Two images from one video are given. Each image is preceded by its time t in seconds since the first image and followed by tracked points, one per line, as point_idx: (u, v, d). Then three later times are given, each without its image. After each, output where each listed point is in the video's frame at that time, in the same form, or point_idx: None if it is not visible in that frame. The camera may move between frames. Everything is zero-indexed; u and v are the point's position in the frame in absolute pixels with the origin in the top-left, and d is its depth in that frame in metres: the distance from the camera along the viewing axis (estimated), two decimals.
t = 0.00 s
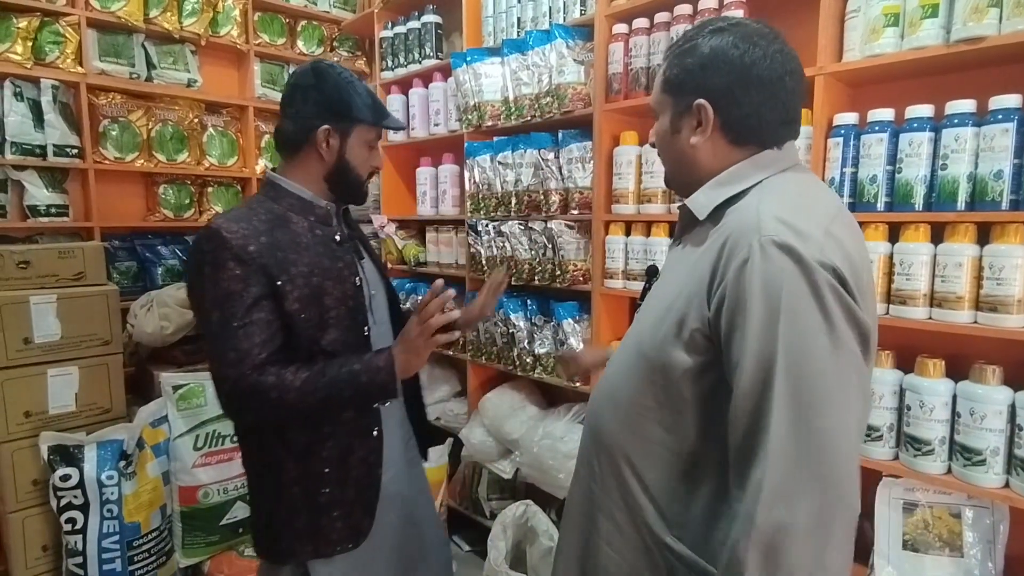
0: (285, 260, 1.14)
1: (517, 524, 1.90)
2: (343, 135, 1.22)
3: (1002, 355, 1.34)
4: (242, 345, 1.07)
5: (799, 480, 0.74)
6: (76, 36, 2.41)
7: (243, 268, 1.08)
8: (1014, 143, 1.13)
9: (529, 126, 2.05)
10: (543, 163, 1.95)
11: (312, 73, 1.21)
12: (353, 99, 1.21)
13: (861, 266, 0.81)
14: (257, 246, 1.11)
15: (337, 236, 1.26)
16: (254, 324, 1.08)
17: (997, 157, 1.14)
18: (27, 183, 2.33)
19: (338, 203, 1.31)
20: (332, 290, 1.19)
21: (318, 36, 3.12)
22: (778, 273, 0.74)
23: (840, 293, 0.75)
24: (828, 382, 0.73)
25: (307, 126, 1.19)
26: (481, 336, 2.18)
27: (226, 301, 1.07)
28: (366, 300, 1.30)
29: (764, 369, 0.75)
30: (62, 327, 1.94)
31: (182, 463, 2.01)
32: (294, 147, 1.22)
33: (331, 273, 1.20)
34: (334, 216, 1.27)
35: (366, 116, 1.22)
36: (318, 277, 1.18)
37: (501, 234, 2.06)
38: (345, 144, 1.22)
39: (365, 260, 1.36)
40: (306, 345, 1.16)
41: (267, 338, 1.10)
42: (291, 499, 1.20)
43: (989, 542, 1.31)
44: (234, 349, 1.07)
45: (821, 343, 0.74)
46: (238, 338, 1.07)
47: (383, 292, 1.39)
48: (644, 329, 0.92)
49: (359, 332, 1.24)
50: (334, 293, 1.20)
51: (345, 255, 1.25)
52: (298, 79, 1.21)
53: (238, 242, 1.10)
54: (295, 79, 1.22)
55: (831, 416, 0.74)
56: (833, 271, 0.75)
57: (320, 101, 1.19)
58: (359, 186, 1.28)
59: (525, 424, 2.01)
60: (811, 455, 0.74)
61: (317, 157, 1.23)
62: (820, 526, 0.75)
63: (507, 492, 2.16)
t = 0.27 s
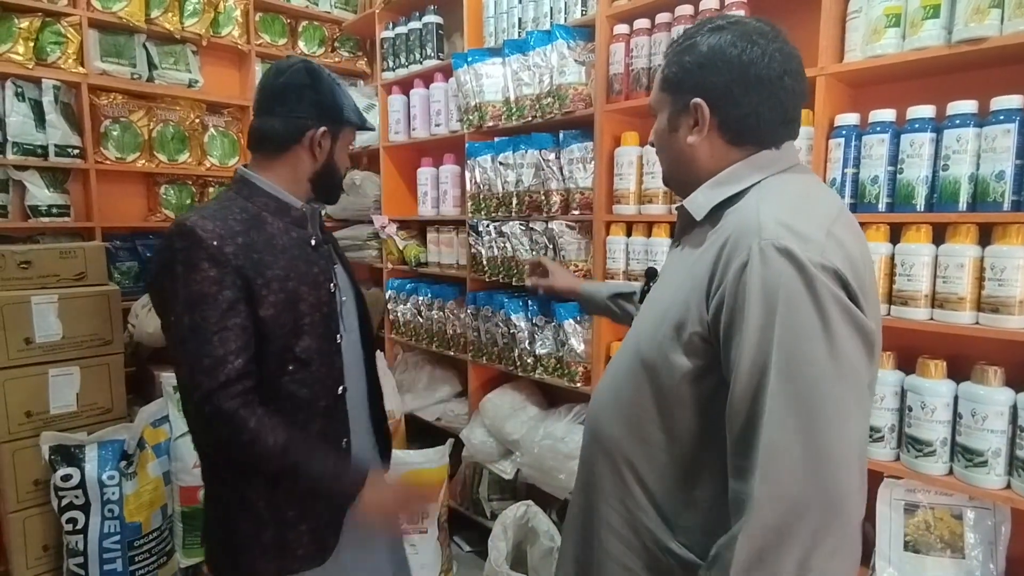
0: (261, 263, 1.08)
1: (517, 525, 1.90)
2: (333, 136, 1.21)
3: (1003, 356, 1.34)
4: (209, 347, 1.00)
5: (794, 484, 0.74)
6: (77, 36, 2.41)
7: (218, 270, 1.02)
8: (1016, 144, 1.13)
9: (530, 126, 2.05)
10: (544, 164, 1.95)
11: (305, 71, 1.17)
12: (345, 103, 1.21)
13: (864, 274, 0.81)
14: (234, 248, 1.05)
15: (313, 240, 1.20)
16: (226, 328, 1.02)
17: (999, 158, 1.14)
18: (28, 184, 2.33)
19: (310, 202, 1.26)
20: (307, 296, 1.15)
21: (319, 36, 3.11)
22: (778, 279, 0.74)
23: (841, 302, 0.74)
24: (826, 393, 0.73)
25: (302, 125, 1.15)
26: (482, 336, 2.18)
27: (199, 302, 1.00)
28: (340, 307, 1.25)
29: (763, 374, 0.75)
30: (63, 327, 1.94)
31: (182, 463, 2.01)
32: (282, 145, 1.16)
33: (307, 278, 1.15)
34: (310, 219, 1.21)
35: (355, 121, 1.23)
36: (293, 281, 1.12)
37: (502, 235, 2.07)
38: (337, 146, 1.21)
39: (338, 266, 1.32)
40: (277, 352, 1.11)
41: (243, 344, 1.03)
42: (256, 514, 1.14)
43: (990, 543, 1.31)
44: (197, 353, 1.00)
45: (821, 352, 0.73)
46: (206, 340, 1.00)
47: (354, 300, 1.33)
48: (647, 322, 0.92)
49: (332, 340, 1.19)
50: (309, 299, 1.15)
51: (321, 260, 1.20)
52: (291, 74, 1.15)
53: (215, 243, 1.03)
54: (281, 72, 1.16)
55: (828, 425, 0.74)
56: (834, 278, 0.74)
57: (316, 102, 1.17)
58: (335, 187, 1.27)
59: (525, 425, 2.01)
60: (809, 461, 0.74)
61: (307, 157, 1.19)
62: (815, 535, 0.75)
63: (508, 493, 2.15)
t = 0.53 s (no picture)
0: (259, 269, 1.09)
1: (517, 526, 1.89)
2: (321, 132, 1.24)
3: (1003, 358, 1.34)
4: (190, 356, 1.00)
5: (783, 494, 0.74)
6: (78, 36, 2.42)
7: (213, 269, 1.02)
8: (1017, 145, 1.13)
9: (531, 127, 2.05)
10: (545, 164, 1.95)
11: (293, 68, 1.20)
12: (331, 99, 1.25)
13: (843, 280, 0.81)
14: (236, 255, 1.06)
15: (304, 243, 1.23)
16: (216, 333, 1.03)
17: (1000, 159, 1.14)
18: (29, 184, 2.33)
19: (296, 199, 1.27)
20: (303, 300, 1.16)
21: (320, 37, 3.11)
22: (760, 289, 0.74)
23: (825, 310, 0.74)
24: (813, 400, 0.73)
25: (295, 122, 1.18)
26: (483, 336, 2.19)
27: (188, 306, 1.00)
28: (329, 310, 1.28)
29: (749, 386, 0.75)
30: (64, 327, 1.94)
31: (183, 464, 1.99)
32: (274, 142, 1.18)
33: (303, 283, 1.17)
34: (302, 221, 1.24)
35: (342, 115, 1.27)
36: (290, 285, 1.14)
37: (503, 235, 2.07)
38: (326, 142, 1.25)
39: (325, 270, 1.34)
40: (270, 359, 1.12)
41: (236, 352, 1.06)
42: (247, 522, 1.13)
43: (991, 545, 1.31)
44: (176, 361, 0.99)
45: (806, 361, 0.73)
46: (189, 348, 1.00)
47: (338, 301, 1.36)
48: (627, 336, 0.92)
49: (325, 345, 1.22)
50: (305, 303, 1.17)
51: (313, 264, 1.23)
52: (280, 72, 1.18)
53: (218, 246, 1.04)
54: (270, 70, 1.17)
55: (817, 432, 0.74)
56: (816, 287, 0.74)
57: (306, 99, 1.19)
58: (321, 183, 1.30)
59: (525, 425, 2.01)
60: (799, 471, 0.74)
61: (298, 154, 1.21)
62: (813, 542, 0.75)
63: (509, 494, 2.15)
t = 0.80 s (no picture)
0: (245, 272, 1.08)
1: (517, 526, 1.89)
2: (306, 127, 1.21)
3: (1005, 357, 1.34)
4: (183, 363, 1.00)
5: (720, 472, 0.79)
6: (79, 36, 2.41)
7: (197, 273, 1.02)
8: (1019, 144, 1.12)
9: (531, 126, 2.05)
10: (545, 164, 1.94)
11: (275, 62, 1.17)
12: (313, 91, 1.22)
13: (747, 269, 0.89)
14: (221, 256, 1.05)
15: (290, 243, 1.21)
16: (208, 336, 1.03)
17: (1002, 158, 1.14)
18: (30, 184, 2.33)
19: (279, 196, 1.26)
20: (289, 302, 1.15)
21: (320, 36, 3.11)
22: (690, 283, 0.79)
23: (743, 295, 0.81)
24: (745, 380, 0.79)
25: (278, 118, 1.15)
26: (483, 336, 2.19)
27: (175, 311, 1.00)
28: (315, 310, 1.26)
29: (687, 377, 0.79)
30: (65, 327, 1.94)
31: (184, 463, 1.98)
32: (257, 139, 1.16)
33: (286, 284, 1.15)
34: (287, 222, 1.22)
35: (325, 107, 1.24)
36: (275, 286, 1.12)
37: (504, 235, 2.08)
38: (309, 135, 1.22)
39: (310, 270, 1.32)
40: (254, 364, 1.11)
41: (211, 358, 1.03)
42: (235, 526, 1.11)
43: (993, 545, 1.30)
44: (168, 369, 1.00)
45: (738, 345, 0.79)
46: (181, 355, 1.00)
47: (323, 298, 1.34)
48: (561, 347, 0.91)
49: (311, 346, 1.20)
50: (291, 305, 1.15)
51: (299, 264, 1.20)
52: (261, 66, 1.15)
53: (203, 248, 1.03)
54: (249, 65, 1.15)
55: (750, 411, 0.79)
56: (733, 276, 0.80)
57: (289, 94, 1.17)
58: (306, 178, 1.27)
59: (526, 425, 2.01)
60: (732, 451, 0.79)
61: (282, 150, 1.19)
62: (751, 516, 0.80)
63: (509, 494, 2.14)
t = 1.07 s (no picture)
0: (229, 268, 1.06)
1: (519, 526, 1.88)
2: (282, 120, 1.18)
3: (1006, 355, 1.34)
4: (188, 363, 0.97)
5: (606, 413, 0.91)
6: (79, 35, 2.41)
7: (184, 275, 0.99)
8: (1020, 142, 1.12)
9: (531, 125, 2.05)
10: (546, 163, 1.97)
11: (244, 57, 1.12)
12: (286, 83, 1.17)
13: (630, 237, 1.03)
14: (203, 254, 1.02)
15: (273, 240, 1.18)
16: (207, 333, 1.00)
17: (1003, 156, 1.13)
18: (30, 184, 2.33)
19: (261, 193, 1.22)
20: (272, 299, 1.12)
21: (320, 35, 3.11)
22: (567, 246, 0.94)
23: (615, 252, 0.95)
24: (618, 321, 0.91)
25: (252, 114, 1.12)
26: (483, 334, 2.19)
27: (169, 313, 0.96)
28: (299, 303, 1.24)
29: (575, 329, 0.92)
30: (65, 326, 1.94)
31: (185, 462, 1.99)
32: (233, 136, 1.12)
33: (269, 281, 1.12)
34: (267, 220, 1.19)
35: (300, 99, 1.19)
36: (258, 285, 1.10)
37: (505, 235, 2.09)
38: (286, 129, 1.18)
39: (293, 264, 1.31)
40: (244, 361, 1.08)
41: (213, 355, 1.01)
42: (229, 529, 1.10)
43: (994, 543, 1.30)
44: (171, 370, 0.96)
45: (611, 294, 0.92)
46: (185, 355, 0.97)
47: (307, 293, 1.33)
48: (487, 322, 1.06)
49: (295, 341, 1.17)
50: (275, 302, 1.13)
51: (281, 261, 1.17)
52: (230, 62, 1.10)
53: (184, 247, 1.00)
54: (217, 63, 1.11)
55: (630, 352, 0.91)
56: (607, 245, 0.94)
57: (262, 88, 1.13)
58: (287, 173, 1.24)
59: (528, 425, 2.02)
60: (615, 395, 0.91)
61: (260, 146, 1.16)
62: (638, 449, 0.92)
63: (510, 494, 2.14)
